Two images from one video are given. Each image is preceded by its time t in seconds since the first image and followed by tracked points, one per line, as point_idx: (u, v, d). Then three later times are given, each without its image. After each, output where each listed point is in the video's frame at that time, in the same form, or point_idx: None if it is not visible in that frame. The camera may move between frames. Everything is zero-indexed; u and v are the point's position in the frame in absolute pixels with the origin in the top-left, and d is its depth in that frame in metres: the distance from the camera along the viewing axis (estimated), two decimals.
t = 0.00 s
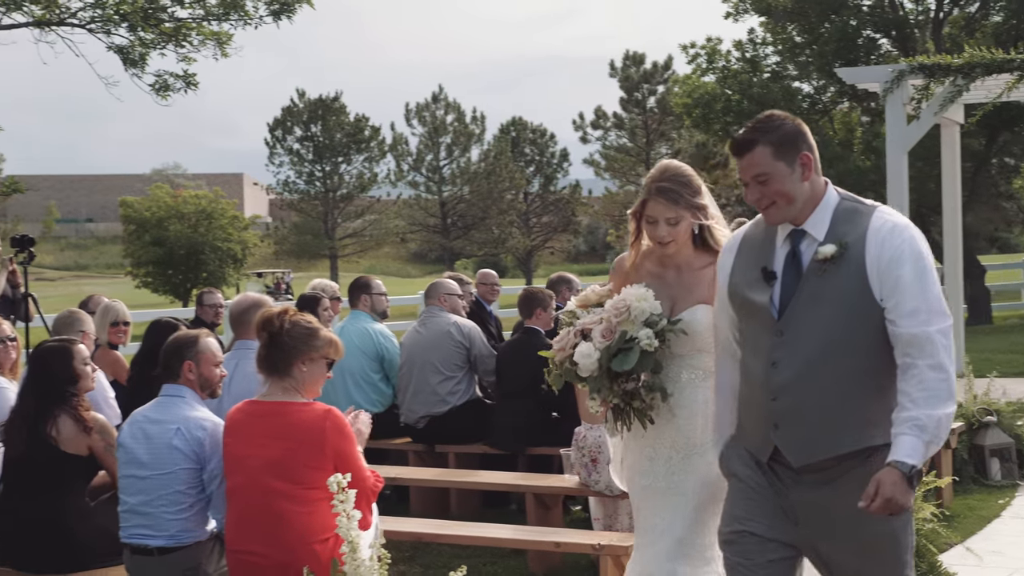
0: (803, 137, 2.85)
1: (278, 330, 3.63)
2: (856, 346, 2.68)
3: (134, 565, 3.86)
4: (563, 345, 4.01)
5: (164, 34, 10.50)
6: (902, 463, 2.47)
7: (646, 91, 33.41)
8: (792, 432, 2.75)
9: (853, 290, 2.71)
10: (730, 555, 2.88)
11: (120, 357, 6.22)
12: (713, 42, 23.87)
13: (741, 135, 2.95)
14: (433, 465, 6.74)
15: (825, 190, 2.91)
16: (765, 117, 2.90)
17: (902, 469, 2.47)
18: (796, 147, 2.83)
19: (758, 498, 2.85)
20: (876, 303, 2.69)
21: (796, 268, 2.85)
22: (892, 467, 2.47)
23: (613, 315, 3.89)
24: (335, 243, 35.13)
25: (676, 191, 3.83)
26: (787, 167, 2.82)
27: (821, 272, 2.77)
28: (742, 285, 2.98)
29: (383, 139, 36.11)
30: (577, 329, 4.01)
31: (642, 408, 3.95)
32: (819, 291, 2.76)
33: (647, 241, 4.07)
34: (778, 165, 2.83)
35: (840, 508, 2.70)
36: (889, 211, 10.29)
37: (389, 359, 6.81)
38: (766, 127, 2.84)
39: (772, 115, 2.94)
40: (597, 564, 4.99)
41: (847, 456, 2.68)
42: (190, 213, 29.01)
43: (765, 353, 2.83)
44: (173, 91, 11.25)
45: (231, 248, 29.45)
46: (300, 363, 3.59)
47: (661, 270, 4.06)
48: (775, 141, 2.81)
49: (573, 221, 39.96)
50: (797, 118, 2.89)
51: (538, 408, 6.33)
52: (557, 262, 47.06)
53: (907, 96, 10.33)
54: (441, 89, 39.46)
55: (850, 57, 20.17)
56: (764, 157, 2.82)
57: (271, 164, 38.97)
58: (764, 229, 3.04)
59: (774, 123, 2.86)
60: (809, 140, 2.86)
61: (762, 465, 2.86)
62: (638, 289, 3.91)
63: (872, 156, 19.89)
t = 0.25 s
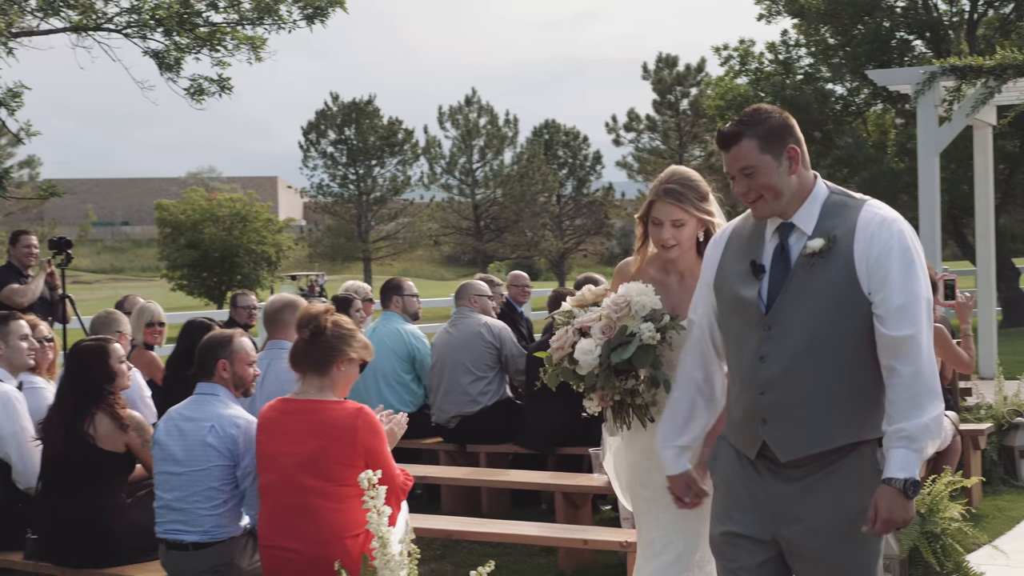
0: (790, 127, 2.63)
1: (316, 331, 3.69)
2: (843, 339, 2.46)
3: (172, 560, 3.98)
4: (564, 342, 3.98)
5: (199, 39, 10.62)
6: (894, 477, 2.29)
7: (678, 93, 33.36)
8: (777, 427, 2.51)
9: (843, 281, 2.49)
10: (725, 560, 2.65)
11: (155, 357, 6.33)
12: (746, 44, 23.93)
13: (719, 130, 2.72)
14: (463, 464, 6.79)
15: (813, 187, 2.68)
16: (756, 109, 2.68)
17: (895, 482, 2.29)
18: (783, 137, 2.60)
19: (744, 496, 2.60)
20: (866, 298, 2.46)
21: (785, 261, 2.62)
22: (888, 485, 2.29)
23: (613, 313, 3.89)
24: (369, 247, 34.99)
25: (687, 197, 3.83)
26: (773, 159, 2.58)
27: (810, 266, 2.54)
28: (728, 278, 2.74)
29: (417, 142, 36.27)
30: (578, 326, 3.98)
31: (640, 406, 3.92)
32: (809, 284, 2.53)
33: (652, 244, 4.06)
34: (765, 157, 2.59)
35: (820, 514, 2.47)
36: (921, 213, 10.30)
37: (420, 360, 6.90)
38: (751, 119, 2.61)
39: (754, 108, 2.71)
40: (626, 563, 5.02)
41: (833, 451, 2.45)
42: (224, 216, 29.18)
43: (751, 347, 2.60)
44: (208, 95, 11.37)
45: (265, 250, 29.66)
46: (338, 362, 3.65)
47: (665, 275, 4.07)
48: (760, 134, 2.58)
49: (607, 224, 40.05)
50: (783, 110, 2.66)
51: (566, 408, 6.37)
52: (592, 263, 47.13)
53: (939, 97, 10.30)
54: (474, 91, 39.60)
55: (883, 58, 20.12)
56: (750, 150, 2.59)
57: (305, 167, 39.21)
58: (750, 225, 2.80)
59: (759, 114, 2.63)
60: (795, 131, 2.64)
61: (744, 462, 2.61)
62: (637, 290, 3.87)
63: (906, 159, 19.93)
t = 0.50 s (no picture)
0: (790, 119, 2.72)
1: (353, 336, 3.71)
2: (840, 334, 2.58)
3: (206, 557, 4.06)
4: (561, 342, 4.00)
5: (233, 44, 10.72)
6: (895, 477, 2.43)
7: (711, 95, 33.43)
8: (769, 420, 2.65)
9: (838, 276, 2.59)
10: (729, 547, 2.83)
11: (190, 357, 6.38)
12: (778, 46, 23.86)
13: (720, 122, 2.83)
14: (494, 464, 6.86)
15: (813, 177, 2.78)
16: (755, 101, 2.76)
17: (894, 483, 2.43)
18: (780, 127, 2.70)
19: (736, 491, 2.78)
20: (861, 291, 2.58)
21: (780, 255, 2.72)
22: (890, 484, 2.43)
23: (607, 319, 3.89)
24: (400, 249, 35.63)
25: (688, 195, 3.88)
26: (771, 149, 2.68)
27: (807, 258, 2.65)
28: (725, 264, 2.85)
29: (449, 145, 36.36)
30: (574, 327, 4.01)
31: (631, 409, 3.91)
32: (803, 276, 2.64)
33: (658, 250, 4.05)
34: (762, 146, 2.69)
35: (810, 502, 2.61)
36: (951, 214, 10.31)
37: (451, 361, 6.96)
38: (750, 111, 2.70)
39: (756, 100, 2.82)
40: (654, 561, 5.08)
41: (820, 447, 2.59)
42: (258, 219, 29.38)
43: (746, 337, 2.71)
44: (242, 99, 11.48)
45: (299, 253, 29.81)
46: (376, 363, 3.70)
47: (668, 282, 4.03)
48: (760, 126, 2.68)
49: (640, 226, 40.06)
50: (784, 102, 2.76)
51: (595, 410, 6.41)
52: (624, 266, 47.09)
53: (970, 99, 10.23)
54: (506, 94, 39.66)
55: (915, 60, 20.10)
56: (749, 142, 2.69)
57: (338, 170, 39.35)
58: (747, 216, 2.90)
59: (757, 105, 2.74)
60: (794, 122, 2.73)
61: (738, 453, 2.77)
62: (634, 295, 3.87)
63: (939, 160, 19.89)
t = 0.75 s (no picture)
0: (791, 118, 2.77)
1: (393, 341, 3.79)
2: (836, 337, 2.63)
3: (241, 553, 4.14)
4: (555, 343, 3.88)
5: (267, 48, 10.82)
6: (899, 478, 2.56)
7: (742, 97, 33.32)
8: (763, 420, 2.69)
9: (838, 277, 2.64)
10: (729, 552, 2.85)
11: (224, 360, 6.49)
12: (810, 48, 23.81)
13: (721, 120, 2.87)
14: (524, 466, 6.91)
15: (812, 178, 2.82)
16: (758, 99, 2.82)
17: (896, 484, 2.56)
18: (782, 127, 2.74)
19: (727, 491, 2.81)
20: (861, 294, 2.63)
21: (776, 256, 2.76)
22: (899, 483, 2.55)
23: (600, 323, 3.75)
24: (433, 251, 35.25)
25: (688, 194, 3.79)
26: (771, 147, 2.73)
27: (805, 258, 2.69)
28: (723, 262, 2.89)
29: (481, 147, 36.42)
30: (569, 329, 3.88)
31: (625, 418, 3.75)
32: (801, 277, 2.68)
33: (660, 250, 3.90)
34: (762, 145, 2.74)
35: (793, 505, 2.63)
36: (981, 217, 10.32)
37: (482, 363, 7.02)
38: (753, 110, 2.75)
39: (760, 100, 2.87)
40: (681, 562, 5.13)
41: (810, 450, 2.63)
42: (290, 221, 29.56)
43: (742, 335, 2.76)
44: (274, 103, 11.59)
45: (331, 255, 29.95)
46: (409, 369, 3.79)
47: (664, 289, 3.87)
48: (761, 124, 2.73)
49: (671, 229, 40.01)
50: (786, 102, 2.81)
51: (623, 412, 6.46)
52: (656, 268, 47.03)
53: (1001, 102, 10.35)
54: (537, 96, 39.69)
55: (948, 63, 20.05)
56: (749, 140, 2.73)
57: (370, 173, 39.46)
58: (743, 218, 2.95)
59: (759, 104, 2.78)
60: (795, 121, 2.78)
61: (730, 452, 2.82)
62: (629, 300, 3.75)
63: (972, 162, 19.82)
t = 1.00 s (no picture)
0: (796, 127, 2.80)
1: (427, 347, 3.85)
2: (834, 354, 2.68)
3: (275, 553, 4.22)
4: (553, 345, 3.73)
5: (299, 53, 10.92)
6: (900, 492, 2.62)
7: (772, 99, 33.25)
8: (758, 435, 2.75)
9: (836, 294, 2.68)
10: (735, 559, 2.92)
11: (258, 363, 6.56)
12: (840, 50, 23.75)
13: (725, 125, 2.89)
14: (553, 467, 6.96)
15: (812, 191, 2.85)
16: (764, 107, 2.83)
17: (899, 498, 2.62)
18: (788, 137, 2.77)
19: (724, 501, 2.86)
20: (861, 310, 2.67)
21: (774, 269, 2.80)
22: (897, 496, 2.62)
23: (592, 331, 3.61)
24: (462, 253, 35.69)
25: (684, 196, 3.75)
26: (777, 156, 2.75)
27: (804, 273, 2.73)
28: (721, 273, 2.93)
29: (510, 149, 36.45)
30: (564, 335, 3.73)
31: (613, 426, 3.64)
32: (799, 292, 2.72)
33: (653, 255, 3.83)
34: (769, 152, 2.76)
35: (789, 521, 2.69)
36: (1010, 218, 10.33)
37: (511, 366, 7.08)
38: (762, 116, 2.77)
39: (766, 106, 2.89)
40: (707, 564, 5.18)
41: (805, 465, 2.68)
42: (321, 224, 29.72)
43: (739, 349, 2.81)
44: (306, 107, 11.68)
45: (361, 258, 30.04)
46: (441, 373, 3.84)
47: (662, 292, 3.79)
48: (768, 131, 2.75)
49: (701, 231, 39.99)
50: (790, 111, 2.83)
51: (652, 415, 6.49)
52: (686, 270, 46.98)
53: None
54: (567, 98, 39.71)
55: (979, 65, 19.97)
56: (756, 146, 2.75)
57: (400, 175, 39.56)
58: (742, 229, 2.98)
59: (767, 111, 2.80)
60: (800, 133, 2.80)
61: (726, 462, 2.88)
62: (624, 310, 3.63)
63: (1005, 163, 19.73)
